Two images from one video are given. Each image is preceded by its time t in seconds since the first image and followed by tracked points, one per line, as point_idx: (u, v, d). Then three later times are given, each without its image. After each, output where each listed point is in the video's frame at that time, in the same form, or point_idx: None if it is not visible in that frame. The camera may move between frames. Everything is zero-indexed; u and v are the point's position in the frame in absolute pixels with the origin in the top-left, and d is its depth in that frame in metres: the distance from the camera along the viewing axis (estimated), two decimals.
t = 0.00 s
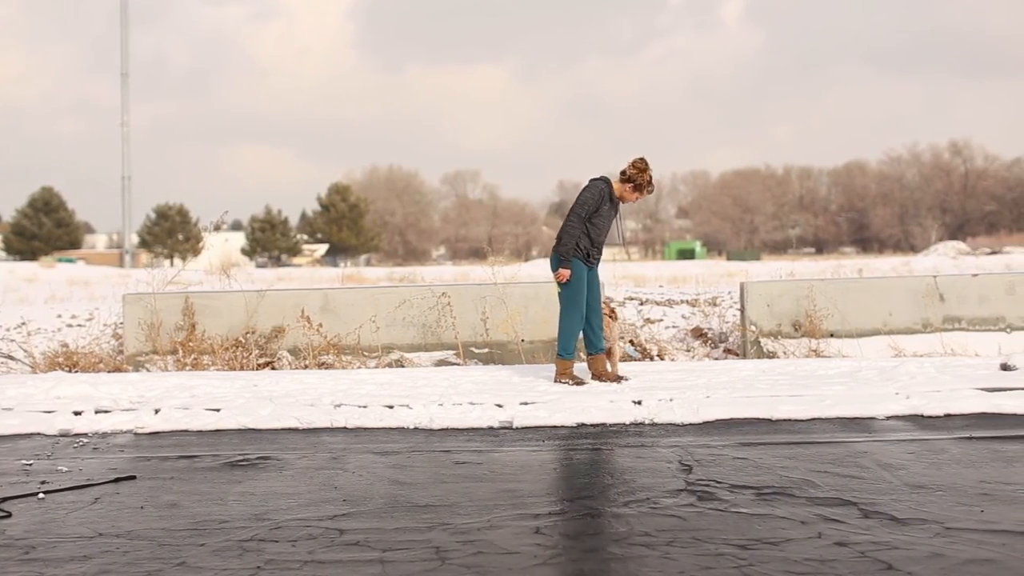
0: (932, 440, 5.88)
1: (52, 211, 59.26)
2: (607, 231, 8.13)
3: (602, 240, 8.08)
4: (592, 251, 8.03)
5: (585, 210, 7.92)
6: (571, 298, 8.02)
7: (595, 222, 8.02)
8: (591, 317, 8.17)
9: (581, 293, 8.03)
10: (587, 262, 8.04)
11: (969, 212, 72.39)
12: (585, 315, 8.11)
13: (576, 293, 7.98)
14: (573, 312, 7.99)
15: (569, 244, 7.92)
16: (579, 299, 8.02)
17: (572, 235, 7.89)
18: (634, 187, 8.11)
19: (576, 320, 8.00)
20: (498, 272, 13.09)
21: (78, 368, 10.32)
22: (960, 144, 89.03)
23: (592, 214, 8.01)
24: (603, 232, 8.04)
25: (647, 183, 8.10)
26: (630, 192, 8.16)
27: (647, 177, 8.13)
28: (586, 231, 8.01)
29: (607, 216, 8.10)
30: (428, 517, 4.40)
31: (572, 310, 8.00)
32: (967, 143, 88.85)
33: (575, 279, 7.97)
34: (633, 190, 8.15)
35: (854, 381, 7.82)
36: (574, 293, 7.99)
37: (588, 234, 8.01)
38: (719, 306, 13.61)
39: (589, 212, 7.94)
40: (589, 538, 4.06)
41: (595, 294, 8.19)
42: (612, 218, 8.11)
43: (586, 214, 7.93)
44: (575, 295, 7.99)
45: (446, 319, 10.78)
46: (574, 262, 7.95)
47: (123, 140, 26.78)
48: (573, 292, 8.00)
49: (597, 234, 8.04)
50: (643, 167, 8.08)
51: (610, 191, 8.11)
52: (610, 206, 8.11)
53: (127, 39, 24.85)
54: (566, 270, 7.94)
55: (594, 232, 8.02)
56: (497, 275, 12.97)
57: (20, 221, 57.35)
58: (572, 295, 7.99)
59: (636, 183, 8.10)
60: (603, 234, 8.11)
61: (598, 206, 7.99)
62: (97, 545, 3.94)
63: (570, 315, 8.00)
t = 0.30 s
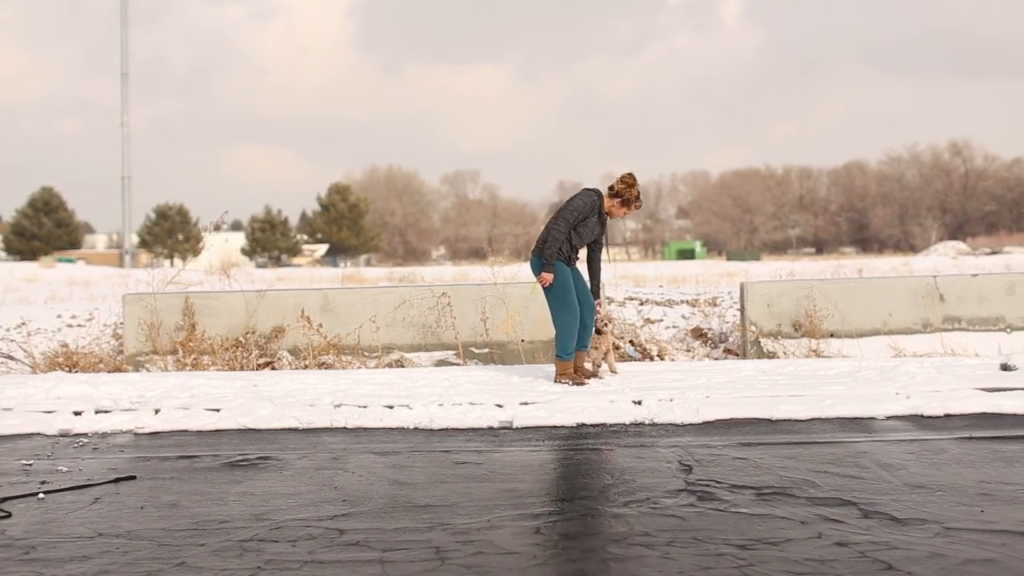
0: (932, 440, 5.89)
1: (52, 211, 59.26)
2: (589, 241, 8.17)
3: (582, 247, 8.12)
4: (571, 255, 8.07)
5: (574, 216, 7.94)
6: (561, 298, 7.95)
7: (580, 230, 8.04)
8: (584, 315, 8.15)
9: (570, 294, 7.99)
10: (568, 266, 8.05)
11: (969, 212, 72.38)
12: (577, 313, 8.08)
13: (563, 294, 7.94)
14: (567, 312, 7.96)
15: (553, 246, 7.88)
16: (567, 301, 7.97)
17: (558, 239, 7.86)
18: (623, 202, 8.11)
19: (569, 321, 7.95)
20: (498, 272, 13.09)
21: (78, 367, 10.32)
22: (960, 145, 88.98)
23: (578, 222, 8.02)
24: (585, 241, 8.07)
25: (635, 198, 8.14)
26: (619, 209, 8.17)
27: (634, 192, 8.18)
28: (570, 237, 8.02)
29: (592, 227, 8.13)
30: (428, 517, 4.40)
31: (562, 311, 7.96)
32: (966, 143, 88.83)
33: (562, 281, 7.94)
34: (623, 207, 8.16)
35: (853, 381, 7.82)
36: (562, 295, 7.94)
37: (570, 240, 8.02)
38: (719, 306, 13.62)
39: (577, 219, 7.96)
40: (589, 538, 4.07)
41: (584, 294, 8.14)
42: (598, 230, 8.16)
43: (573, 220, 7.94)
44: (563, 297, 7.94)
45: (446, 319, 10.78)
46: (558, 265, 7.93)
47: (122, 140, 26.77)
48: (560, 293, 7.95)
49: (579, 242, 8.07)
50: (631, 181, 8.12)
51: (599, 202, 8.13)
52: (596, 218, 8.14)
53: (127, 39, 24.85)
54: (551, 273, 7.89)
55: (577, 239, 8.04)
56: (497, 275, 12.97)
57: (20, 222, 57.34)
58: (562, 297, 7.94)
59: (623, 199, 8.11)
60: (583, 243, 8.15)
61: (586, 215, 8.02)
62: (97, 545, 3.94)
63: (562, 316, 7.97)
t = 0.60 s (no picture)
0: (932, 440, 5.89)
1: (52, 211, 59.26)
2: (569, 236, 8.10)
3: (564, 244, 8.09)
4: (553, 254, 8.06)
5: (545, 216, 7.90)
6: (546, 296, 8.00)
7: (557, 228, 8.01)
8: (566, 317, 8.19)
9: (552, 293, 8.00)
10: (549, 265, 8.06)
11: (969, 212, 72.35)
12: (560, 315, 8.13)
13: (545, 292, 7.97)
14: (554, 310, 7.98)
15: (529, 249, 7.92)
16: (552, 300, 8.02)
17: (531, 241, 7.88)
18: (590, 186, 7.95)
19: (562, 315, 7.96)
20: (498, 272, 13.09)
21: (79, 368, 10.32)
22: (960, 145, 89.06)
23: (553, 221, 7.99)
24: (564, 237, 8.04)
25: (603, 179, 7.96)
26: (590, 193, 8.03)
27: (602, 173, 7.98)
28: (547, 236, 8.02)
29: (569, 223, 8.06)
30: (428, 517, 4.40)
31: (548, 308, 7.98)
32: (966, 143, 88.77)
33: (542, 281, 7.97)
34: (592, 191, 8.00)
35: (853, 381, 7.82)
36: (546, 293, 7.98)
37: (547, 239, 8.00)
38: (719, 306, 13.63)
39: (550, 219, 7.92)
40: (589, 538, 4.07)
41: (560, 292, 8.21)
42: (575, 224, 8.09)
43: (544, 220, 7.91)
44: (547, 294, 8.00)
45: (447, 319, 10.78)
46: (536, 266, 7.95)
47: (122, 140, 26.77)
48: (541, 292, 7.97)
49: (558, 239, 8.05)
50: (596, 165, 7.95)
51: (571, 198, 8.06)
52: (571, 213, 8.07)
53: (127, 39, 24.85)
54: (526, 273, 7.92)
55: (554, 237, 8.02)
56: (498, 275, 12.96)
57: (20, 222, 57.34)
58: (546, 295, 7.98)
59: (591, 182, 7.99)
60: (564, 240, 8.10)
61: (558, 213, 7.96)
62: (96, 545, 3.94)
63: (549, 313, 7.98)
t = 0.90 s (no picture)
0: (933, 440, 5.89)
1: (53, 211, 59.30)
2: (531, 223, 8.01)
3: (527, 232, 8.02)
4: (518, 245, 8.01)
5: (497, 209, 7.96)
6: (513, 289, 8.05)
7: (514, 219, 7.98)
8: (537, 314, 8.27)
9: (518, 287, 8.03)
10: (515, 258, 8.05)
11: (970, 212, 72.29)
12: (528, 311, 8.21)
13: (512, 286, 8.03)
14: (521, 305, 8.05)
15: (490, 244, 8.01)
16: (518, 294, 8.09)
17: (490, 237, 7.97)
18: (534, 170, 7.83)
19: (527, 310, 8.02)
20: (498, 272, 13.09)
21: (79, 368, 10.33)
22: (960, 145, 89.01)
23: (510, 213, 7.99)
24: (522, 226, 7.98)
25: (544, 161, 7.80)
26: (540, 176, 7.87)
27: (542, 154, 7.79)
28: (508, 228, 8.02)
29: (527, 209, 7.99)
30: (429, 517, 4.40)
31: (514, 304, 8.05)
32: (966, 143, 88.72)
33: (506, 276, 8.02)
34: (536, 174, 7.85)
35: (854, 381, 7.82)
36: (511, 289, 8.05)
37: (507, 231, 8.01)
38: (720, 305, 13.65)
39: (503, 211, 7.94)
40: (590, 538, 4.07)
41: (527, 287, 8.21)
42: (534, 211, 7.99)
43: (497, 213, 7.97)
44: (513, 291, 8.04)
45: (447, 319, 10.78)
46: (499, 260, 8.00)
47: (123, 141, 26.80)
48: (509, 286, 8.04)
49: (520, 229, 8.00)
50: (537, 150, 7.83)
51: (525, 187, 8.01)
52: (526, 199, 7.99)
53: (127, 38, 24.88)
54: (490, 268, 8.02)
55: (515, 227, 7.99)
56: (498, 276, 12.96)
57: (21, 222, 57.36)
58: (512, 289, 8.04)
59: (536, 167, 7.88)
60: (527, 227, 8.02)
61: (510, 202, 7.96)
62: (96, 546, 3.94)
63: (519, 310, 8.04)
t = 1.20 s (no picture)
0: (934, 440, 5.88)
1: (54, 211, 59.34)
2: (484, 217, 8.01)
3: (484, 228, 8.02)
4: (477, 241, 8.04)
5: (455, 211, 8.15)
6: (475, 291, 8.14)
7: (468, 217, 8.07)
8: (517, 315, 8.18)
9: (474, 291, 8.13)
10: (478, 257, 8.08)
11: (971, 212, 72.24)
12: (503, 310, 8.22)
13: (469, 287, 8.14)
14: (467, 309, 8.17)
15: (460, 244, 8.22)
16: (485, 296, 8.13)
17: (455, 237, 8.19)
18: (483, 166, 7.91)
19: (463, 320, 8.04)
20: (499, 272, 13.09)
21: (80, 368, 10.33)
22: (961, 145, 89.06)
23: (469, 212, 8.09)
24: (477, 221, 8.01)
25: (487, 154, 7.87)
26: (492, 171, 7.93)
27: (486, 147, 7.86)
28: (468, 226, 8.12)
29: (480, 205, 8.03)
30: (430, 517, 4.40)
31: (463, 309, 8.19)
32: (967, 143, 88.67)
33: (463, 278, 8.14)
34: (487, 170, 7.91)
35: (855, 381, 7.82)
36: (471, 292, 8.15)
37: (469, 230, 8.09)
38: (721, 305, 13.65)
39: (459, 210, 8.07)
40: (591, 538, 4.07)
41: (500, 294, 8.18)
42: (487, 206, 7.98)
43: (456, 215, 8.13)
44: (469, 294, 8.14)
45: (448, 319, 10.77)
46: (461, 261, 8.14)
47: (125, 141, 26.83)
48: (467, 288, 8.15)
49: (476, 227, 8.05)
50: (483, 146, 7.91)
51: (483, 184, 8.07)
52: (480, 195, 8.03)
53: (129, 39, 24.90)
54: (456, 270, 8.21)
55: (472, 225, 8.05)
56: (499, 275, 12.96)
57: (23, 221, 57.38)
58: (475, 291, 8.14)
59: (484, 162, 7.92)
60: (482, 222, 8.02)
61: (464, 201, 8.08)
62: (98, 545, 3.95)
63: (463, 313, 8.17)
